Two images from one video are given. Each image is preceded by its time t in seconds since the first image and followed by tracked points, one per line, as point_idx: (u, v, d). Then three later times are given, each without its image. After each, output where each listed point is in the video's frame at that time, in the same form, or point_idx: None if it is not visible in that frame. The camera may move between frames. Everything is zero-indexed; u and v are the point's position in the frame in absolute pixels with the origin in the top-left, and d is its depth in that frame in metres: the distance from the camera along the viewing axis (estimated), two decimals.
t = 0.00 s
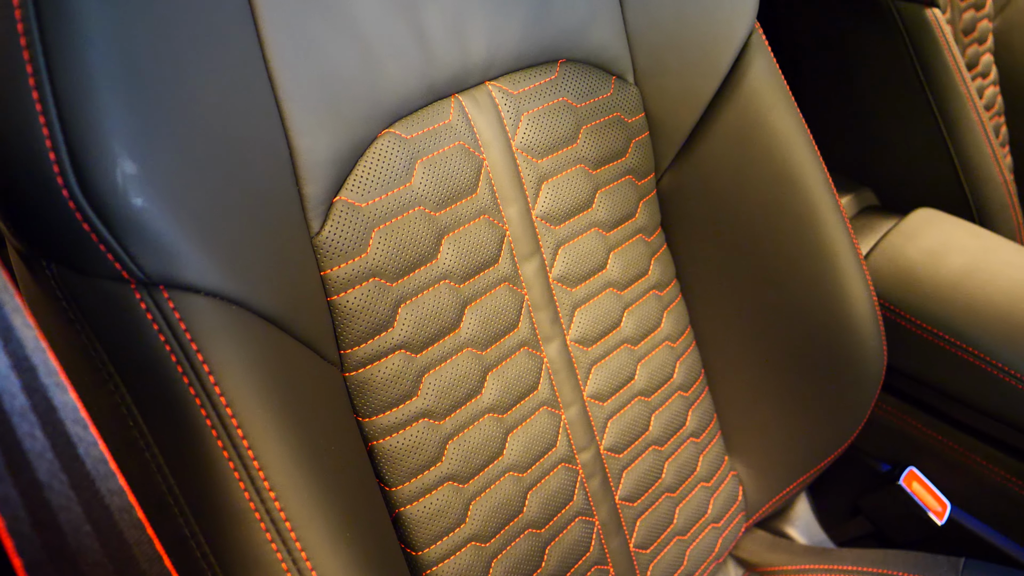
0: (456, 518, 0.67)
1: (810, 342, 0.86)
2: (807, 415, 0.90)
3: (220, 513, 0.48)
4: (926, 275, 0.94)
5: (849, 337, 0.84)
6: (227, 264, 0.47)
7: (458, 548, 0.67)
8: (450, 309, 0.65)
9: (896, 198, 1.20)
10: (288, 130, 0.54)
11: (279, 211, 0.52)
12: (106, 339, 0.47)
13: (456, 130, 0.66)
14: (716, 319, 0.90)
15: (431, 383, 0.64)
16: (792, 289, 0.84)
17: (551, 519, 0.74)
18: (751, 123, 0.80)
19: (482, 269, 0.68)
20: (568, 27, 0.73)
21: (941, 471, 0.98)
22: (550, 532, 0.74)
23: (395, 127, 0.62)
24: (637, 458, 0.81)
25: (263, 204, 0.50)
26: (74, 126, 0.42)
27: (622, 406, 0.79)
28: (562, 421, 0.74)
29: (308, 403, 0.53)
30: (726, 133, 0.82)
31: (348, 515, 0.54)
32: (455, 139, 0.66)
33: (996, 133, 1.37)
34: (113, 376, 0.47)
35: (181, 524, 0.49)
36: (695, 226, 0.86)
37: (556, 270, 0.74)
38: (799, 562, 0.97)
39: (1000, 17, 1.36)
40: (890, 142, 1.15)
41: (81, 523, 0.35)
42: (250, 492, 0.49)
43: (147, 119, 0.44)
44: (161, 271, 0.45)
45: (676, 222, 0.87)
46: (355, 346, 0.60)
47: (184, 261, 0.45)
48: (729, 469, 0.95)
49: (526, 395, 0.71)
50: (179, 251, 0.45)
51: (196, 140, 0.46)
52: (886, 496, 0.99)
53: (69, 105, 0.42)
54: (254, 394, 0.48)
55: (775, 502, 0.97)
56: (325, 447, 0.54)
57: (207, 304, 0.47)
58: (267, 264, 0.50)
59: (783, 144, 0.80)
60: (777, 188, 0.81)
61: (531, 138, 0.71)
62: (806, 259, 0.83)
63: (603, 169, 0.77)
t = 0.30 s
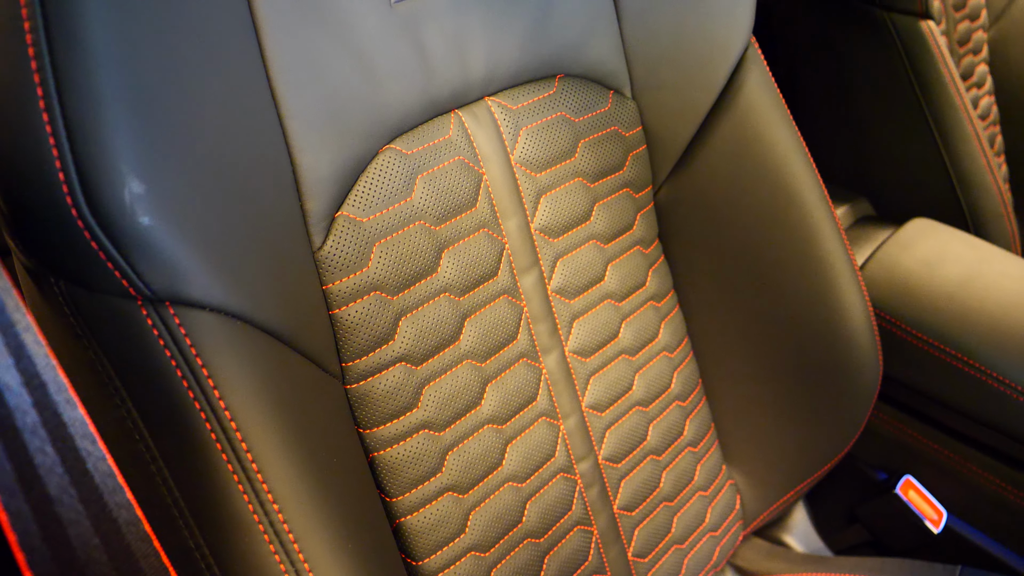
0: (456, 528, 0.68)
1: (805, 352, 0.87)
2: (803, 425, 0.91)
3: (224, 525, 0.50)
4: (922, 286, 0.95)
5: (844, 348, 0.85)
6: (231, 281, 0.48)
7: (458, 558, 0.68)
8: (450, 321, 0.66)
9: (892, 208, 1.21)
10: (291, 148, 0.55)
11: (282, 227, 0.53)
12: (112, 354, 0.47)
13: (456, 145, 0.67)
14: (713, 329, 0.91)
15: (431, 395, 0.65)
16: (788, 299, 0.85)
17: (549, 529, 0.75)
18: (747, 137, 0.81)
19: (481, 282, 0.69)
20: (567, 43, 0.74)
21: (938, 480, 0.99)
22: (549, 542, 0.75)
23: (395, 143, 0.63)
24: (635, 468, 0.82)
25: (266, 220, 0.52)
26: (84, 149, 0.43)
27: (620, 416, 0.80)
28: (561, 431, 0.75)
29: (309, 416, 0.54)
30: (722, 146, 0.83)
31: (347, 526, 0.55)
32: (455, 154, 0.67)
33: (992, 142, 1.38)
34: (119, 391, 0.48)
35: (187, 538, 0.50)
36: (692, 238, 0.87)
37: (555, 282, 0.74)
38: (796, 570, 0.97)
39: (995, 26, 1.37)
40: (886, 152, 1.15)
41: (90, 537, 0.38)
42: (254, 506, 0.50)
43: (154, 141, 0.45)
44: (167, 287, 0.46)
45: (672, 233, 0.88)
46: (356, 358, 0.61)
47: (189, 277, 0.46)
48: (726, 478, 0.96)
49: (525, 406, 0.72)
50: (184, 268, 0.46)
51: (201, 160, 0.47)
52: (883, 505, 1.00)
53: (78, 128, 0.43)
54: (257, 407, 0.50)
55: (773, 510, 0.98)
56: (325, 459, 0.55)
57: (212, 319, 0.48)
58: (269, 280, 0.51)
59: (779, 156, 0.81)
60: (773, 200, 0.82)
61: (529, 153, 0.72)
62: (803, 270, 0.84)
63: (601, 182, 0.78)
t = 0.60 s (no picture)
0: (456, 540, 0.69)
1: (801, 364, 0.88)
2: (800, 436, 0.92)
3: (228, 538, 0.51)
4: (917, 298, 0.96)
5: (840, 360, 0.86)
6: (235, 300, 0.49)
7: (458, 570, 0.69)
8: (450, 336, 0.67)
9: (888, 220, 1.22)
10: (295, 168, 0.56)
11: (286, 246, 0.54)
12: (119, 372, 0.49)
13: (456, 162, 0.68)
14: (710, 342, 0.92)
15: (431, 409, 0.66)
16: (785, 313, 0.86)
17: (548, 540, 0.76)
18: (743, 153, 0.83)
19: (481, 297, 0.70)
20: (565, 62, 0.75)
21: (934, 491, 1.00)
22: (548, 553, 0.76)
23: (396, 161, 0.64)
24: (633, 479, 0.83)
25: (270, 240, 0.53)
26: (93, 172, 0.44)
27: (618, 428, 0.81)
28: (560, 444, 0.76)
29: (311, 431, 0.56)
30: (719, 162, 0.84)
31: (348, 538, 0.57)
32: (455, 172, 0.68)
33: (986, 154, 1.39)
34: (126, 407, 0.49)
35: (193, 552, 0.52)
36: (688, 252, 0.89)
37: (554, 297, 0.76)
38: None
39: (989, 40, 1.38)
40: (882, 165, 1.17)
41: (101, 552, 0.37)
42: (258, 519, 0.51)
43: (162, 164, 0.46)
44: (174, 307, 0.47)
45: (669, 247, 0.89)
46: (357, 374, 0.62)
47: (196, 296, 0.47)
48: (723, 488, 0.96)
49: (524, 419, 0.73)
50: (191, 288, 0.47)
51: (207, 181, 0.48)
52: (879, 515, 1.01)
53: (88, 151, 0.44)
54: (261, 423, 0.51)
55: (770, 520, 0.98)
56: (326, 473, 0.56)
57: (218, 337, 0.49)
58: (273, 298, 0.52)
59: (775, 172, 0.83)
60: (769, 215, 0.83)
61: (528, 170, 0.74)
62: (798, 284, 0.85)
63: (599, 198, 0.79)
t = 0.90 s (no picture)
0: (456, 554, 0.70)
1: (798, 379, 0.89)
2: (796, 450, 0.93)
3: (233, 554, 0.53)
4: (912, 313, 0.97)
5: (836, 374, 0.88)
6: (241, 321, 0.51)
7: None
8: (450, 354, 0.68)
9: (883, 235, 1.23)
10: (299, 191, 0.57)
11: (290, 268, 0.56)
12: (127, 392, 0.50)
13: (457, 183, 0.70)
14: (707, 357, 0.93)
15: (432, 425, 0.67)
16: (781, 328, 0.87)
17: (548, 554, 0.77)
18: (739, 171, 0.84)
19: (480, 314, 0.71)
20: (564, 83, 0.76)
21: (930, 503, 1.01)
22: (548, 566, 0.77)
23: (398, 183, 0.65)
24: (631, 494, 0.84)
25: (275, 262, 0.54)
26: (105, 198, 0.45)
27: (617, 443, 0.82)
28: (559, 459, 0.77)
29: (314, 448, 0.57)
30: (715, 180, 0.85)
31: (349, 553, 0.58)
32: (456, 192, 0.69)
33: (981, 168, 1.41)
34: (133, 426, 0.51)
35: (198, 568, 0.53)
36: (686, 269, 0.90)
37: (553, 313, 0.77)
38: None
39: (983, 55, 1.40)
40: (877, 180, 1.18)
41: (109, 570, 0.36)
42: (262, 536, 0.53)
43: (171, 190, 0.47)
44: (182, 328, 0.48)
45: (667, 264, 0.90)
46: (359, 391, 0.63)
47: (203, 318, 0.49)
48: (722, 502, 0.97)
49: (524, 435, 0.74)
50: (198, 310, 0.48)
51: (214, 206, 0.50)
52: (877, 528, 1.01)
53: (100, 179, 0.45)
54: (265, 442, 0.52)
55: (768, 533, 0.99)
56: (329, 489, 0.57)
57: (224, 358, 0.50)
58: (278, 318, 0.54)
59: (771, 190, 0.84)
60: (765, 232, 0.85)
61: (527, 189, 0.75)
62: (794, 300, 0.86)
63: (597, 216, 0.80)
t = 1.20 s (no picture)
0: (456, 571, 0.71)
1: (795, 396, 0.90)
2: (793, 466, 0.94)
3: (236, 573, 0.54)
4: (907, 329, 0.99)
5: (831, 392, 0.89)
6: (247, 344, 0.52)
7: None
8: (451, 373, 0.70)
9: (879, 252, 1.24)
10: (303, 216, 0.59)
11: (294, 291, 0.57)
12: (135, 415, 0.51)
13: (457, 205, 0.71)
14: (704, 374, 0.94)
15: (432, 444, 0.68)
16: (777, 346, 0.88)
17: (547, 571, 0.78)
18: (735, 192, 0.86)
19: (480, 334, 0.72)
20: (563, 106, 0.78)
21: (927, 519, 1.01)
22: None
23: (400, 206, 0.67)
24: (630, 510, 0.85)
25: (279, 286, 0.55)
26: (115, 227, 0.46)
27: (615, 460, 0.83)
28: (558, 476, 0.78)
29: (316, 469, 0.58)
30: (712, 200, 0.86)
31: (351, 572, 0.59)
32: (457, 215, 0.71)
33: (975, 184, 1.42)
34: (140, 448, 0.52)
35: None
36: (683, 288, 0.91)
37: (552, 333, 0.78)
38: None
39: (976, 73, 1.42)
40: (872, 198, 1.20)
41: None
42: (266, 555, 0.54)
43: (180, 218, 0.48)
44: (188, 352, 0.49)
45: (664, 283, 0.91)
46: (361, 411, 0.64)
47: (209, 343, 0.50)
48: (720, 518, 0.98)
49: (524, 453, 0.75)
50: (205, 334, 0.49)
51: (221, 233, 0.51)
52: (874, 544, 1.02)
53: (110, 208, 0.46)
54: (269, 462, 0.53)
55: (766, 548, 1.00)
56: (331, 508, 0.58)
57: (230, 381, 0.51)
58: (282, 341, 0.55)
59: (766, 210, 0.85)
60: (761, 251, 0.86)
61: (526, 211, 0.76)
62: (790, 318, 0.87)
63: (595, 236, 0.82)
